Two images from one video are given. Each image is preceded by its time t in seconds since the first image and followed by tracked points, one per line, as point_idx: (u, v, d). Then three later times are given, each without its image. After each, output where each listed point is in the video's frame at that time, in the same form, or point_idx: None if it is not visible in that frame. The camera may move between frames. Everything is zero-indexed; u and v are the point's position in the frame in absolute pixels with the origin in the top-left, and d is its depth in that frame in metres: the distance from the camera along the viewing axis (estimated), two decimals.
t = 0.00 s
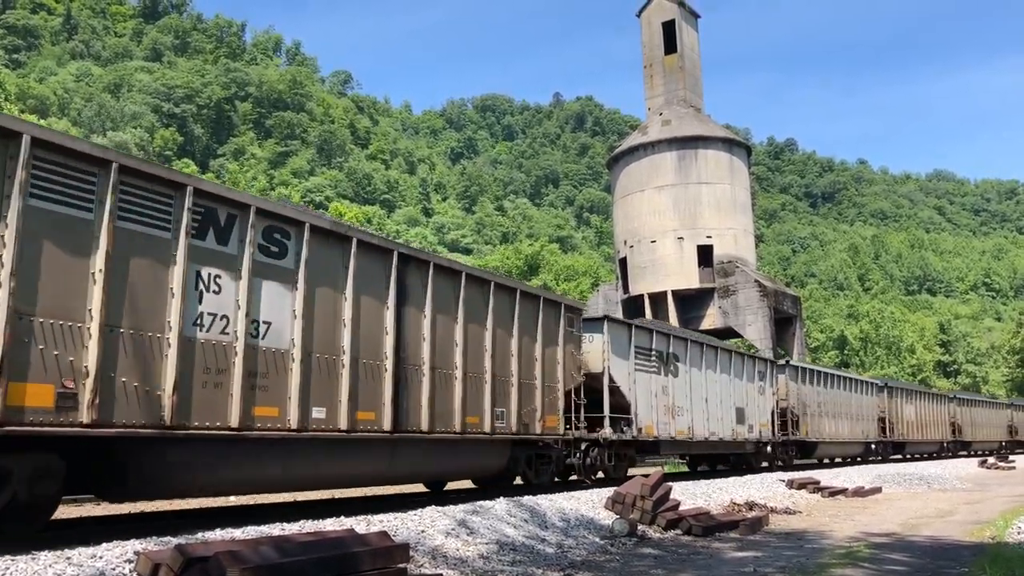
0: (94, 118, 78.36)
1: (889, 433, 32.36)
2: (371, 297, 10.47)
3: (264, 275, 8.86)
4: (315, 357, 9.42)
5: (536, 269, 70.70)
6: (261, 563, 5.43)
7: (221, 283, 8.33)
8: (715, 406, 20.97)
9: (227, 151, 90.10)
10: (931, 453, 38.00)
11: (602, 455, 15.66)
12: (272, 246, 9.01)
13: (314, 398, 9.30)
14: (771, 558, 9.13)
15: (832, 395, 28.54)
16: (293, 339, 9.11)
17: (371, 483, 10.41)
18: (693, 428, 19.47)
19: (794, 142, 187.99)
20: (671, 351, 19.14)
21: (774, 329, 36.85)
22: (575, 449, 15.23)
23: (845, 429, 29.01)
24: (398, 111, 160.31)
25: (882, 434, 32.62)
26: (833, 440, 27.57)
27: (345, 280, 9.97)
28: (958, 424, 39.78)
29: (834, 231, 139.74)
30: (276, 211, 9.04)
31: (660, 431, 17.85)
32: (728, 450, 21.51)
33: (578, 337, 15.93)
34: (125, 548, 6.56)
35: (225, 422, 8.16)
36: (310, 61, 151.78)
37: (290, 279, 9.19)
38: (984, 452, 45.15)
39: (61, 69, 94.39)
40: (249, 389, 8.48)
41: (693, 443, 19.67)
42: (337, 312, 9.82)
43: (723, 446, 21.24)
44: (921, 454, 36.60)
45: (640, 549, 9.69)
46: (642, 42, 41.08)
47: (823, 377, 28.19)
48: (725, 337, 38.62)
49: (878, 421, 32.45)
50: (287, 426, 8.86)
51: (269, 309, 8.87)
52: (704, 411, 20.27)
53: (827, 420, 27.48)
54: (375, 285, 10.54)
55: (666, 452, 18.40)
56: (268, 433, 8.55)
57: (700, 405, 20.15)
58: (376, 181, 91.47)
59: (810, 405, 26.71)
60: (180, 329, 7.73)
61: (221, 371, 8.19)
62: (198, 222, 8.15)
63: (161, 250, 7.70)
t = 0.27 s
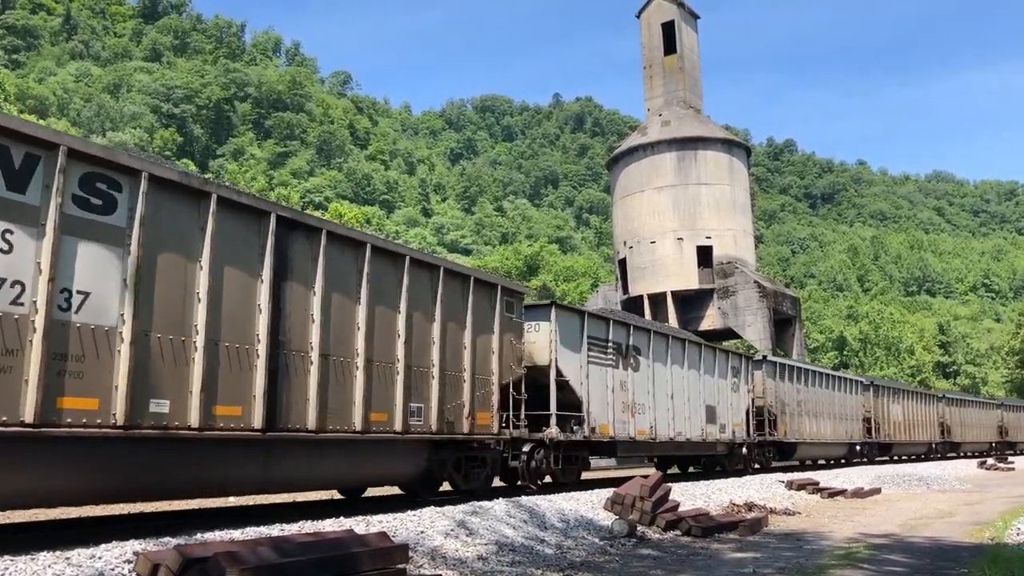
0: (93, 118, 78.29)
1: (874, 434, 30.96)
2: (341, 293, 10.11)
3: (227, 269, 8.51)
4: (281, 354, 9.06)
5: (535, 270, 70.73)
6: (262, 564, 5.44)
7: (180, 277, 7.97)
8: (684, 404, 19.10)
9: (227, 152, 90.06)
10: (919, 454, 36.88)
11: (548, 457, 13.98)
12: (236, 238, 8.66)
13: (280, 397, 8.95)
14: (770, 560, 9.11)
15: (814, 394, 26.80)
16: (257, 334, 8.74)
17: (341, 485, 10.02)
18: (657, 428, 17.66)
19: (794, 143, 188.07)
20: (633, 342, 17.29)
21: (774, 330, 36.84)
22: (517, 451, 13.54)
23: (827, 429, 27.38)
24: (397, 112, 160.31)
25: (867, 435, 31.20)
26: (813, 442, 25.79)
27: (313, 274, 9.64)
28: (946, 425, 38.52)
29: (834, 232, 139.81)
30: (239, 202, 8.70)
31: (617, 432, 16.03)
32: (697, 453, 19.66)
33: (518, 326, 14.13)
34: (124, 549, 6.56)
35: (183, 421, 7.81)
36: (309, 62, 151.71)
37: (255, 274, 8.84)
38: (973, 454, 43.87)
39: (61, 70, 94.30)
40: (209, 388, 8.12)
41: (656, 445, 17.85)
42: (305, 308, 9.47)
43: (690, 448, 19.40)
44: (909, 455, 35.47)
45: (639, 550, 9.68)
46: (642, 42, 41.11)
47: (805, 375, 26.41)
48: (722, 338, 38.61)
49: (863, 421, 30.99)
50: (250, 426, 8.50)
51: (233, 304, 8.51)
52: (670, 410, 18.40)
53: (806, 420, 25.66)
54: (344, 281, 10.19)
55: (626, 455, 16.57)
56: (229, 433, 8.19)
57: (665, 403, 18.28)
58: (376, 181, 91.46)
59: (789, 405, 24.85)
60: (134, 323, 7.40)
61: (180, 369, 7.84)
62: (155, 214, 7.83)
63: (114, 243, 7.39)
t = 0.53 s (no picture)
0: (93, 119, 78.33)
1: (859, 434, 29.79)
2: (310, 287, 9.71)
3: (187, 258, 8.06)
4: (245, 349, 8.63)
5: (535, 270, 70.77)
6: (261, 565, 5.45)
7: (134, 266, 7.49)
8: (647, 401, 17.54)
9: (227, 153, 90.13)
10: (907, 456, 35.75)
11: (484, 460, 12.28)
12: (197, 226, 8.21)
13: (244, 395, 8.53)
14: (770, 561, 9.10)
15: (794, 392, 25.39)
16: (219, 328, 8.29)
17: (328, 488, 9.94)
18: (615, 427, 16.10)
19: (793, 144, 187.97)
20: (587, 332, 15.77)
21: (773, 330, 36.85)
22: (448, 452, 11.97)
23: (808, 429, 26.05)
24: (397, 113, 160.35)
25: (852, 435, 30.05)
26: (792, 442, 24.30)
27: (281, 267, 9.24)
28: (935, 427, 37.47)
29: (834, 233, 139.71)
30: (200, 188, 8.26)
31: (566, 431, 14.50)
32: (663, 454, 18.07)
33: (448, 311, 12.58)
34: (124, 549, 6.56)
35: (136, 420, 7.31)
36: (309, 63, 151.75)
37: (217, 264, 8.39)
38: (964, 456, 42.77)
39: (61, 71, 94.41)
40: (166, 384, 7.67)
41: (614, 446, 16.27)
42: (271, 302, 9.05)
43: (654, 449, 17.79)
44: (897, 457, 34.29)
45: (638, 551, 9.66)
46: (642, 44, 41.18)
47: (783, 373, 24.99)
48: (721, 339, 38.68)
49: (847, 421, 29.80)
50: (211, 426, 8.07)
51: (193, 297, 8.06)
52: (630, 406, 16.83)
53: (784, 420, 24.17)
54: (314, 275, 9.79)
55: (578, 457, 14.99)
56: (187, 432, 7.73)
57: (625, 399, 16.71)
58: (375, 182, 91.53)
59: (766, 403, 23.29)
60: (84, 314, 6.91)
61: (132, 363, 7.34)
62: (106, 197, 7.33)
63: (57, 225, 6.85)
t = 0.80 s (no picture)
0: (92, 121, 78.27)
1: (842, 434, 28.82)
2: (271, 281, 9.81)
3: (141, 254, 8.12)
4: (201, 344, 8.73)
5: (535, 271, 70.79)
6: (261, 567, 5.44)
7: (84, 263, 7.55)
8: (601, 397, 16.38)
9: (226, 154, 90.12)
10: (894, 457, 34.73)
11: (397, 463, 11.04)
12: (150, 222, 8.27)
13: (201, 391, 8.63)
14: (770, 561, 9.12)
15: (770, 390, 24.31)
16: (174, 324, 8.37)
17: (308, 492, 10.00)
18: (560, 426, 14.92)
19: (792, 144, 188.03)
20: (529, 321, 14.50)
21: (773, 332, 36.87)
22: (354, 454, 10.76)
23: (787, 428, 25.04)
24: (396, 114, 160.31)
25: (836, 435, 29.06)
26: (767, 442, 23.19)
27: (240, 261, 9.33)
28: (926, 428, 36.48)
29: (833, 234, 139.72)
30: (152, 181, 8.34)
31: (499, 430, 13.30)
32: (617, 455, 16.93)
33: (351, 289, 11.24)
34: (124, 551, 6.55)
35: (83, 421, 7.35)
36: (308, 64, 151.70)
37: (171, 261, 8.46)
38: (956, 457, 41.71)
39: (61, 72, 94.39)
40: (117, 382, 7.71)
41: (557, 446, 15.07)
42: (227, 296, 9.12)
43: (609, 450, 16.73)
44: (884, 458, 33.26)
45: (639, 552, 9.67)
46: (641, 45, 41.20)
47: (758, 369, 23.87)
48: (721, 339, 38.67)
49: (830, 421, 28.81)
50: (161, 425, 8.10)
51: (146, 293, 8.12)
52: (579, 403, 15.62)
53: (758, 419, 23.05)
54: (275, 273, 9.89)
55: (513, 458, 13.78)
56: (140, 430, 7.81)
57: (573, 394, 15.49)
58: (375, 184, 91.58)
59: (737, 402, 22.13)
60: (28, 310, 6.95)
61: (80, 361, 7.39)
62: (52, 193, 7.35)
63: None
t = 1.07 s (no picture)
0: (92, 122, 78.13)
1: (823, 435, 27.62)
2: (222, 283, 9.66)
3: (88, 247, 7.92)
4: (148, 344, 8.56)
5: (534, 272, 70.71)
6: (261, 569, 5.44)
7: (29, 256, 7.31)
8: (542, 392, 14.99)
9: (225, 155, 90.07)
10: (881, 458, 33.85)
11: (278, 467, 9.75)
12: (98, 214, 8.08)
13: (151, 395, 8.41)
14: (769, 562, 9.13)
15: (740, 388, 23.03)
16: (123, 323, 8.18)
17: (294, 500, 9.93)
18: (492, 424, 13.58)
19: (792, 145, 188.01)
20: (456, 304, 13.07)
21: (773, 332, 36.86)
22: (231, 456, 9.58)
23: (762, 429, 23.79)
24: (395, 115, 160.28)
25: (817, 436, 27.86)
26: (736, 443, 21.91)
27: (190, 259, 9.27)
28: (913, 429, 35.37)
29: (832, 234, 139.70)
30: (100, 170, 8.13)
31: (415, 429, 11.79)
32: (562, 457, 15.68)
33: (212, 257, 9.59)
34: (124, 554, 6.55)
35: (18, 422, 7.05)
36: (308, 66, 151.64)
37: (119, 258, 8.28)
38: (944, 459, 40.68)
39: (60, 74, 94.31)
40: (58, 380, 7.46)
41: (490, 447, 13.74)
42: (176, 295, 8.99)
43: (552, 450, 15.41)
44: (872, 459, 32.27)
45: (638, 553, 9.67)
46: (640, 46, 41.20)
47: (727, 366, 22.53)
48: (720, 341, 38.59)
49: (810, 421, 27.59)
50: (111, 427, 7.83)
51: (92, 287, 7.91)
52: (518, 399, 14.32)
53: (727, 419, 21.71)
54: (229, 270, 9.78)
55: (433, 463, 12.36)
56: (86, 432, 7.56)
57: (508, 389, 14.14)
58: (374, 185, 91.61)
59: (704, 399, 20.77)
60: None
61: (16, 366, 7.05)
62: None
63: None
